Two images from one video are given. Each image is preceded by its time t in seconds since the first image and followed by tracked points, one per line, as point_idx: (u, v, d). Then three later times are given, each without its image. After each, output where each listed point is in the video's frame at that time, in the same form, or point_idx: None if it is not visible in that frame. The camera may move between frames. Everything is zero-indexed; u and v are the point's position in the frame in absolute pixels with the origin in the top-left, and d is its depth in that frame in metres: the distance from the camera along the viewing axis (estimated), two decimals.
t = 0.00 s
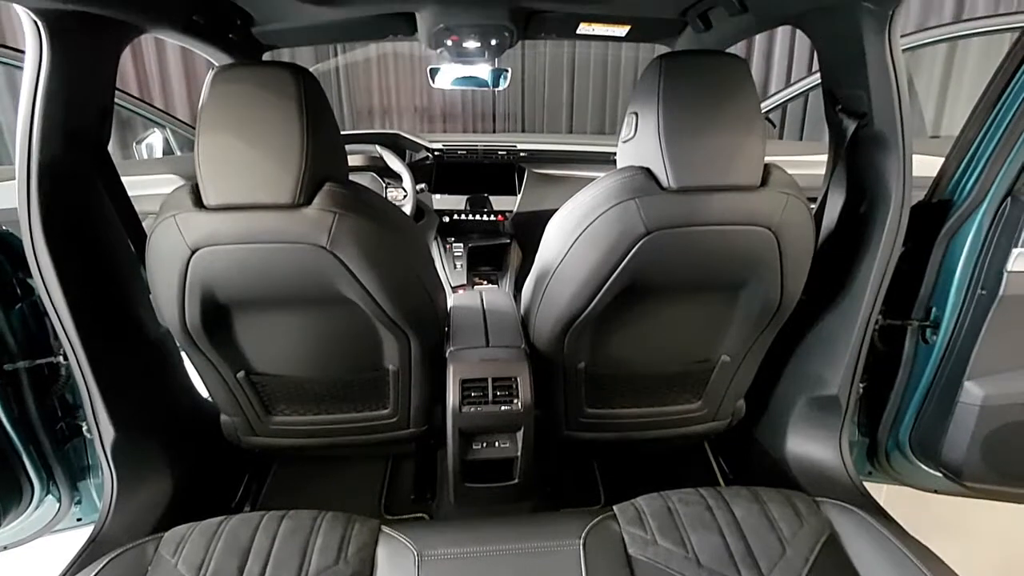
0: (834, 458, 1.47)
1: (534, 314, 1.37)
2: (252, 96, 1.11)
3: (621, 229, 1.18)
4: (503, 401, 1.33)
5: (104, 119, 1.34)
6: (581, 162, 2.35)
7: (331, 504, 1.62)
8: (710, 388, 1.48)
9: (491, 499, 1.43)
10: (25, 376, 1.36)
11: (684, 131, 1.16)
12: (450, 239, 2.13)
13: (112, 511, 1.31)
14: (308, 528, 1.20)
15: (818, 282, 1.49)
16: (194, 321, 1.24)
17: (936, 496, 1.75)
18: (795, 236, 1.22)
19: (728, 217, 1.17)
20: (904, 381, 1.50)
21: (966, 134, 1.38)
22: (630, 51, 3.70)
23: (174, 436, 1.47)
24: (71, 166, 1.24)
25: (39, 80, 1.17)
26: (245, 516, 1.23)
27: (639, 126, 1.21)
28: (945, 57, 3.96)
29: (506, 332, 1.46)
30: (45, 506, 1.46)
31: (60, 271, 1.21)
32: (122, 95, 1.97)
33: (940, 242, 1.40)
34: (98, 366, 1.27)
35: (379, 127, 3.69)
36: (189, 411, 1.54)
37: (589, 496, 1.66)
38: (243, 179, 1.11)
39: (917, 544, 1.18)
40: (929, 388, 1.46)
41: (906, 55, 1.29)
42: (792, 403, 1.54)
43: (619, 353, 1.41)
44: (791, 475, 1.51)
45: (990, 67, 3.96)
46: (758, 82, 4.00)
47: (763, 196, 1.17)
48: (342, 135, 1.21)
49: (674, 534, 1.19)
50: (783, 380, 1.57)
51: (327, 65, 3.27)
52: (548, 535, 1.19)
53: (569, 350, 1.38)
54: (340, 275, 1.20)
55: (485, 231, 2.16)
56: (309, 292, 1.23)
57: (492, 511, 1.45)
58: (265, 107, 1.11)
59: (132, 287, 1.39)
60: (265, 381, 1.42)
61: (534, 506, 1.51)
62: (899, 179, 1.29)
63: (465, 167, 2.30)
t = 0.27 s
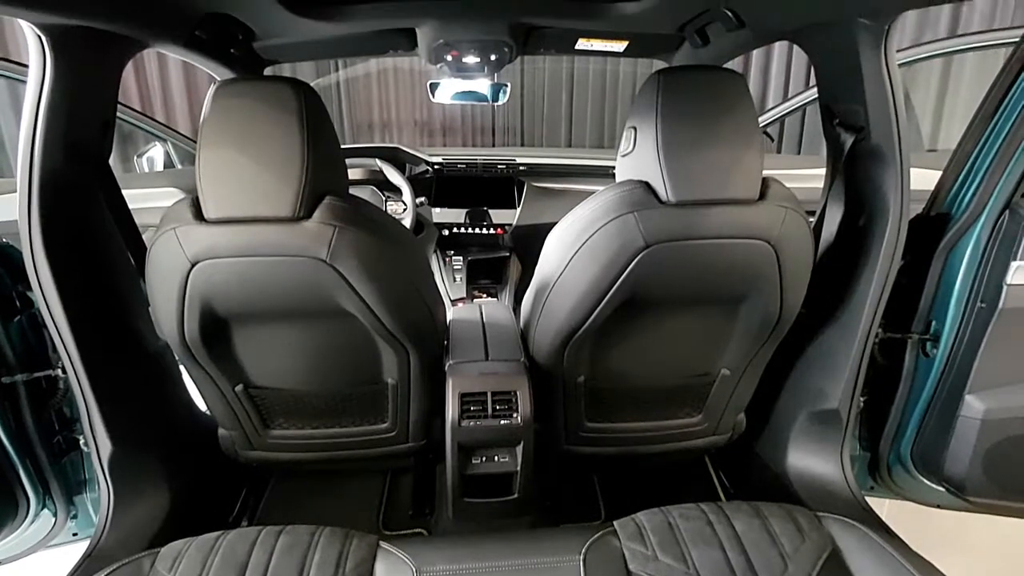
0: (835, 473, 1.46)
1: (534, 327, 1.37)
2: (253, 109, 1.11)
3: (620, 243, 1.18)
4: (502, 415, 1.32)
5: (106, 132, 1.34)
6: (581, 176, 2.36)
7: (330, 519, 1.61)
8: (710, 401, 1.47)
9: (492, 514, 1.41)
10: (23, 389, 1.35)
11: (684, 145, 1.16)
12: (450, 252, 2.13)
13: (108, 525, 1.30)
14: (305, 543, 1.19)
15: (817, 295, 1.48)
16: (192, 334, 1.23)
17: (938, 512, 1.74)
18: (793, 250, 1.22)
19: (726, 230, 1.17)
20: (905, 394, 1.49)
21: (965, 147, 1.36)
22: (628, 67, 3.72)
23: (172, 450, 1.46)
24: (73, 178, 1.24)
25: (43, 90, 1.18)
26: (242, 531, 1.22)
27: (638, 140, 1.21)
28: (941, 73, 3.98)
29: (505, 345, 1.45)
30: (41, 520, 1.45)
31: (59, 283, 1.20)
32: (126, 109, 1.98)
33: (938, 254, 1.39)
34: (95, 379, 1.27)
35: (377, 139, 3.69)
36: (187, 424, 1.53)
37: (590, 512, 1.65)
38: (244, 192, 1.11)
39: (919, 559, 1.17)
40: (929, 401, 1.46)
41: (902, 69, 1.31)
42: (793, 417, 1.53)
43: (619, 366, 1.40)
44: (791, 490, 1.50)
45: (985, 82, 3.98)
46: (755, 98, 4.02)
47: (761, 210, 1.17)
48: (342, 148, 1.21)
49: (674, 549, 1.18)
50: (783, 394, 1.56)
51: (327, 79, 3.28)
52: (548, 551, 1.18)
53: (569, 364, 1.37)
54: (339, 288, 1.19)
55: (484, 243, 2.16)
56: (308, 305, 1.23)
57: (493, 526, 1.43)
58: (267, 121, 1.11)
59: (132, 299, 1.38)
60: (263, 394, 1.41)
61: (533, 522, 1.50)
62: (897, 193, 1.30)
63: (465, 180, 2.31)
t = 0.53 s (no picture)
0: (838, 485, 1.45)
1: (534, 339, 1.36)
2: (254, 123, 1.12)
3: (620, 255, 1.18)
4: (502, 428, 1.31)
5: (107, 145, 1.34)
6: (580, 188, 2.36)
7: (328, 533, 1.59)
8: (711, 414, 1.46)
9: (492, 528, 1.39)
10: (21, 401, 1.34)
11: (684, 157, 1.16)
12: (449, 263, 2.13)
13: (105, 538, 1.28)
14: (303, 557, 1.18)
15: (817, 307, 1.48)
16: (191, 346, 1.23)
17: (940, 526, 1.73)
18: (793, 262, 1.21)
19: (726, 241, 1.16)
20: (906, 406, 1.48)
21: (960, 159, 1.38)
22: (627, 80, 3.74)
23: (170, 463, 1.45)
24: (74, 190, 1.24)
25: (46, 102, 1.18)
26: (239, 545, 1.21)
27: (637, 152, 1.21)
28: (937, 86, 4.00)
29: (505, 357, 1.44)
30: (36, 534, 1.44)
31: (59, 295, 1.20)
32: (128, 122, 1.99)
33: (938, 265, 1.39)
34: (94, 392, 1.26)
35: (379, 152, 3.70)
36: (185, 437, 1.52)
37: (590, 526, 1.63)
38: (245, 205, 1.11)
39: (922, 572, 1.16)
40: (931, 412, 1.45)
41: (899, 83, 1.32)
42: (794, 430, 1.52)
43: (619, 378, 1.40)
44: (793, 502, 1.49)
45: (982, 95, 4.00)
46: (753, 111, 4.03)
47: (759, 222, 1.17)
48: (342, 162, 1.22)
49: (676, 563, 1.17)
50: (784, 406, 1.55)
51: (327, 92, 3.30)
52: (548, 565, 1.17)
53: (570, 375, 1.36)
54: (339, 300, 1.19)
55: (484, 255, 2.15)
56: (306, 318, 1.22)
57: (493, 541, 1.41)
58: (269, 134, 1.12)
59: (132, 311, 1.38)
60: (262, 406, 1.40)
61: (534, 536, 1.48)
62: (895, 204, 1.30)
63: (465, 192, 2.31)
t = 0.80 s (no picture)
0: (842, 502, 1.43)
1: (533, 354, 1.35)
2: (256, 139, 1.11)
3: (620, 269, 1.17)
4: (502, 444, 1.30)
5: (109, 160, 1.33)
6: (579, 203, 2.36)
7: (326, 553, 1.56)
8: (714, 430, 1.45)
9: (491, 547, 1.37)
10: (17, 416, 1.32)
11: (685, 172, 1.15)
12: (449, 279, 2.11)
13: (98, 556, 1.26)
14: None
15: (817, 321, 1.47)
16: (189, 361, 1.21)
17: (947, 543, 1.69)
18: (794, 276, 1.21)
19: (726, 255, 1.15)
20: (908, 421, 1.46)
21: (957, 173, 1.37)
22: (625, 96, 3.75)
23: (166, 480, 1.43)
24: (76, 203, 1.23)
25: (51, 116, 1.17)
26: (235, 564, 1.19)
27: (636, 167, 1.20)
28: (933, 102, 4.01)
29: (504, 373, 1.43)
30: (28, 551, 1.40)
31: (58, 309, 1.19)
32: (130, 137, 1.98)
33: (937, 278, 1.38)
34: (91, 407, 1.24)
35: (381, 168, 3.70)
36: (182, 453, 1.51)
37: (590, 544, 1.59)
38: (244, 219, 1.10)
39: None
40: (934, 428, 1.43)
41: (894, 99, 1.34)
42: (796, 446, 1.50)
43: (619, 393, 1.38)
44: (797, 520, 1.47)
45: (978, 111, 4.01)
46: (750, 127, 4.04)
47: (759, 236, 1.16)
48: (343, 178, 1.20)
49: None
50: (785, 422, 1.54)
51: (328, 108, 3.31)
52: None
53: (570, 391, 1.35)
54: (338, 315, 1.18)
55: (483, 270, 2.14)
56: (303, 333, 1.21)
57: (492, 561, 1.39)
58: (270, 150, 1.11)
59: (131, 326, 1.37)
60: (259, 422, 1.38)
61: (534, 555, 1.45)
62: (892, 218, 1.29)
63: (466, 208, 2.31)
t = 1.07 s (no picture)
0: (845, 519, 1.41)
1: (533, 369, 1.34)
2: (257, 153, 1.11)
3: (620, 283, 1.16)
4: (502, 459, 1.29)
5: (112, 174, 1.33)
6: (578, 217, 2.36)
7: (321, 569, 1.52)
8: (715, 446, 1.44)
9: (491, 565, 1.34)
10: (14, 429, 1.31)
11: (686, 188, 1.15)
12: (449, 293, 2.13)
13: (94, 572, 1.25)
14: None
15: (818, 336, 1.46)
16: (188, 375, 1.21)
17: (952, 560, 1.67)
18: (794, 291, 1.20)
19: (727, 270, 1.15)
20: (910, 436, 1.45)
21: (954, 188, 1.37)
22: (624, 111, 3.77)
23: (164, 495, 1.41)
24: (77, 216, 1.23)
25: (53, 129, 1.17)
26: None
27: (636, 182, 1.20)
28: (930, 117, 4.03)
29: (503, 388, 1.42)
30: (23, 567, 1.36)
31: (57, 322, 1.18)
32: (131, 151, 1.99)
33: (937, 293, 1.37)
34: (89, 422, 1.24)
35: (380, 182, 3.71)
36: (180, 468, 1.50)
37: (591, 560, 1.56)
38: (242, 234, 1.10)
39: None
40: (936, 443, 1.42)
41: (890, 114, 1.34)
42: (797, 462, 1.49)
43: (619, 409, 1.37)
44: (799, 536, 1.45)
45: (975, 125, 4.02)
46: (749, 142, 4.06)
47: (758, 251, 1.16)
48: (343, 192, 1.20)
49: None
50: (786, 438, 1.53)
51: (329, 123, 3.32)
52: None
53: (570, 406, 1.34)
54: (337, 329, 1.17)
55: (483, 284, 2.15)
56: (302, 347, 1.20)
57: None
58: (270, 164, 1.11)
59: (130, 340, 1.36)
60: (257, 437, 1.37)
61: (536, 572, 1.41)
62: (891, 233, 1.29)
63: (466, 223, 2.29)
